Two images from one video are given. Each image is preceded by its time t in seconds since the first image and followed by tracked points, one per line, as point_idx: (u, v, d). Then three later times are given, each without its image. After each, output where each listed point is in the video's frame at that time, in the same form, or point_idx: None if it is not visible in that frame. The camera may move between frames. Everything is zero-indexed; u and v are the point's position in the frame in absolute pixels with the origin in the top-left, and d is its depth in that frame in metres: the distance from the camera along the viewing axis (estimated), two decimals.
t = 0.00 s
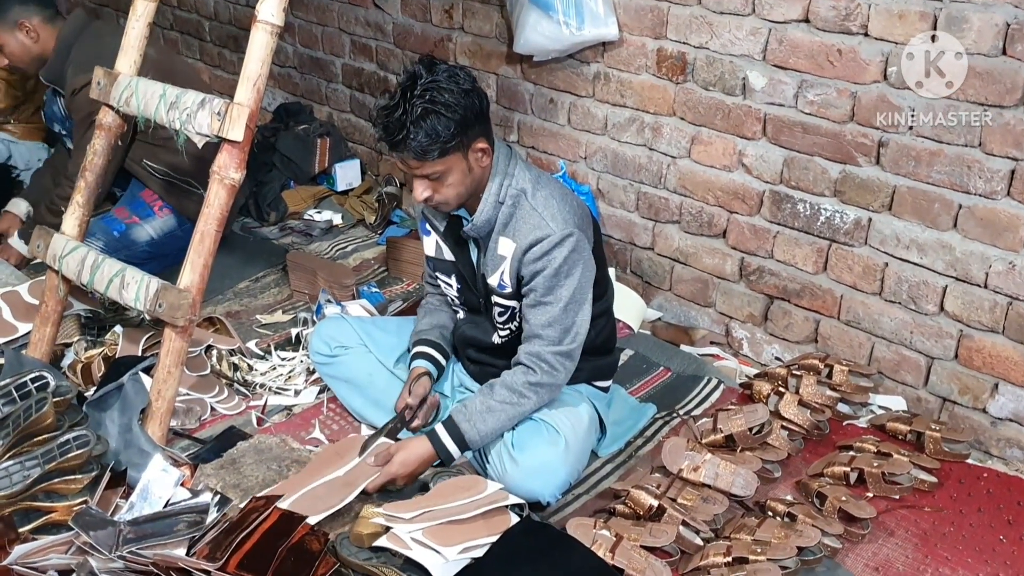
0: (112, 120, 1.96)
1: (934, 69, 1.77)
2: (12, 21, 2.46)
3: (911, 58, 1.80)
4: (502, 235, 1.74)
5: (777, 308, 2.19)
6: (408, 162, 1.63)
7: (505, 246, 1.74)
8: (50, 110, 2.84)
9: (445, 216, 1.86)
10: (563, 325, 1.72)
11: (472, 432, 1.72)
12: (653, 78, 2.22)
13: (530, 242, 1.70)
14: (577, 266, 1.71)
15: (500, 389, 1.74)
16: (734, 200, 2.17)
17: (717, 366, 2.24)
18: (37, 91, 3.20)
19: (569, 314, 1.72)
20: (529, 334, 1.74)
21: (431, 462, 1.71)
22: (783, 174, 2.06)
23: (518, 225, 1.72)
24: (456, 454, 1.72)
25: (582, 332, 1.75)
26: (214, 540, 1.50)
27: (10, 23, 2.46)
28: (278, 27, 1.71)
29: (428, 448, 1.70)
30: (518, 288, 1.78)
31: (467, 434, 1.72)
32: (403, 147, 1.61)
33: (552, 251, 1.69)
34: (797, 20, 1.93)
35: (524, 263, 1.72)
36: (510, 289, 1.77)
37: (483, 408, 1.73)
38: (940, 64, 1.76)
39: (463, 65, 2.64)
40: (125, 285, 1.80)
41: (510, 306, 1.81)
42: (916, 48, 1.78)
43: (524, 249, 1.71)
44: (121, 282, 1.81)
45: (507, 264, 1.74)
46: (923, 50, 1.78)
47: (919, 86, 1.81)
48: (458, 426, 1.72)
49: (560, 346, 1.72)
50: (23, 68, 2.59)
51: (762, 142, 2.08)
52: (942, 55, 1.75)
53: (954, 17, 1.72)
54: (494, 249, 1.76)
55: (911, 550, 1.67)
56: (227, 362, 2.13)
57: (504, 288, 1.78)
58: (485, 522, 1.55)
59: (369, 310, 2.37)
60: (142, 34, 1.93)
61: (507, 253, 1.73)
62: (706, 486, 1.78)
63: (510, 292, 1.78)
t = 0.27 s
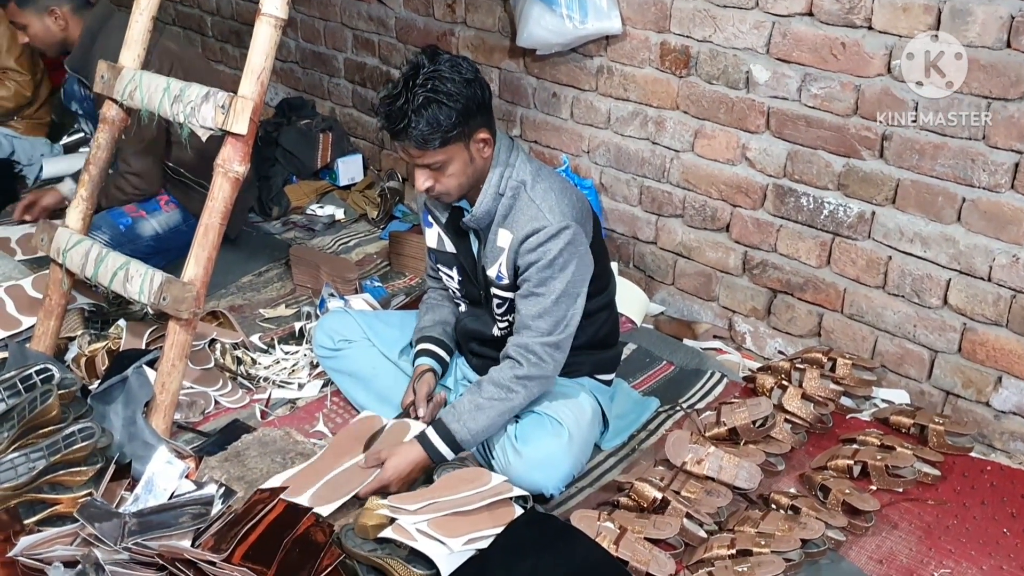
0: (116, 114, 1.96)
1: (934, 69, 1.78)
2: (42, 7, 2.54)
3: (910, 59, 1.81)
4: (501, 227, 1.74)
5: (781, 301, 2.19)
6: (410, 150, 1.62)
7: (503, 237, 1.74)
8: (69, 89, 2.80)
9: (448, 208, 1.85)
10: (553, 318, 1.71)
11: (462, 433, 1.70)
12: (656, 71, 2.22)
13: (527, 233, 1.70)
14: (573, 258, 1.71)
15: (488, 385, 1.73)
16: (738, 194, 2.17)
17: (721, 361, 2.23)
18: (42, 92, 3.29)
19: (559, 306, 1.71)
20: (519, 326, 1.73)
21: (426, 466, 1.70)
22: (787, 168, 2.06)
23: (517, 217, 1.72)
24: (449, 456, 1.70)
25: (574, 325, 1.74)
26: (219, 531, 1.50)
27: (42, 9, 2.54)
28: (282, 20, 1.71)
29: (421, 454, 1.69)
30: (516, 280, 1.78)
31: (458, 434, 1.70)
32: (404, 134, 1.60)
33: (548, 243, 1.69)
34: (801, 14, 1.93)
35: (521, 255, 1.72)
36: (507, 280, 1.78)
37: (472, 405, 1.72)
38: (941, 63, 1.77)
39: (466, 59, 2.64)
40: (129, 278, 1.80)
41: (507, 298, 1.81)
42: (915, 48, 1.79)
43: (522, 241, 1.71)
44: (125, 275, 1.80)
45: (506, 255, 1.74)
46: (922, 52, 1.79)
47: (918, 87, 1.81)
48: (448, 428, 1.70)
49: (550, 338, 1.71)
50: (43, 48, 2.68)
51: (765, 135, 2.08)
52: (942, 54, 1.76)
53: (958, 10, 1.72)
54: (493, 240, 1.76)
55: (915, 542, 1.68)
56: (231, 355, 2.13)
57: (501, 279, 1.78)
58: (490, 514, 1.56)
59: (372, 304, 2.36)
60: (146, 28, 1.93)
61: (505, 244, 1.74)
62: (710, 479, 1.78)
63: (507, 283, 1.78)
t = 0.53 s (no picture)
0: (119, 112, 1.96)
1: (934, 68, 1.79)
2: None
3: (910, 59, 1.81)
4: (503, 224, 1.75)
5: (782, 299, 2.19)
6: (407, 148, 1.64)
7: (506, 234, 1.74)
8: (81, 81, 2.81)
9: (448, 206, 1.85)
10: (566, 314, 1.72)
11: (476, 421, 1.73)
12: (657, 70, 2.23)
13: (529, 230, 1.71)
14: (579, 253, 1.71)
15: (504, 376, 1.76)
16: (739, 192, 2.18)
17: (722, 358, 2.24)
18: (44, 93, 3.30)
19: (571, 302, 1.72)
20: (532, 323, 1.74)
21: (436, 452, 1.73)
22: (788, 166, 2.07)
23: (519, 214, 1.73)
24: (462, 444, 1.74)
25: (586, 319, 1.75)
26: (222, 528, 1.50)
27: None
28: (285, 18, 1.72)
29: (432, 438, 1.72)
30: (520, 276, 1.78)
31: (472, 424, 1.73)
32: (400, 133, 1.61)
33: (552, 239, 1.69)
34: (801, 12, 1.94)
35: (525, 252, 1.72)
36: (512, 277, 1.78)
37: (488, 396, 1.75)
38: (940, 64, 1.78)
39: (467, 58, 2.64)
40: (133, 276, 1.80)
41: (512, 294, 1.81)
42: (915, 48, 1.80)
43: (525, 237, 1.72)
44: (128, 273, 1.81)
45: (508, 252, 1.75)
46: (922, 51, 1.79)
47: (918, 86, 1.82)
48: (462, 414, 1.73)
49: (564, 334, 1.73)
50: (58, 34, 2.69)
51: (766, 134, 2.09)
52: (941, 55, 1.77)
53: (958, 9, 1.73)
54: (495, 238, 1.76)
55: (916, 539, 1.68)
56: (233, 353, 2.14)
57: (505, 276, 1.78)
58: (494, 510, 1.56)
59: (374, 302, 2.37)
60: (149, 27, 1.94)
61: (508, 241, 1.74)
62: (712, 476, 1.78)
63: (512, 280, 1.79)
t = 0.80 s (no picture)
0: (122, 111, 1.97)
1: (934, 67, 1.79)
2: None
3: (910, 59, 1.82)
4: (507, 221, 1.75)
5: (783, 297, 2.19)
6: (408, 144, 1.64)
7: (511, 231, 1.75)
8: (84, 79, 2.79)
9: (451, 204, 1.86)
10: (576, 308, 1.73)
11: (485, 413, 1.74)
12: (658, 68, 2.23)
13: (535, 225, 1.71)
14: (587, 248, 1.72)
15: (514, 369, 1.77)
16: (740, 190, 2.18)
17: (723, 356, 2.25)
18: (44, 89, 3.29)
19: (581, 297, 1.73)
20: (542, 317, 1.75)
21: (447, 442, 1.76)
22: (789, 164, 2.07)
23: (523, 210, 1.73)
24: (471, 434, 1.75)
25: (597, 314, 1.75)
26: (225, 526, 1.52)
27: None
28: (287, 17, 1.72)
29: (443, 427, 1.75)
30: (526, 272, 1.79)
31: (481, 415, 1.74)
32: (401, 128, 1.62)
33: (559, 235, 1.69)
34: (802, 10, 1.94)
35: (531, 248, 1.73)
36: (516, 274, 1.78)
37: (499, 388, 1.75)
38: (939, 64, 1.78)
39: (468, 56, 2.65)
40: (135, 275, 1.81)
41: (517, 291, 1.82)
42: (915, 48, 1.80)
43: (531, 233, 1.72)
44: (131, 272, 1.81)
45: (513, 248, 1.75)
46: (922, 51, 1.80)
47: (918, 86, 1.82)
48: (472, 406, 1.74)
49: (575, 329, 1.74)
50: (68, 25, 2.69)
51: (768, 132, 2.09)
52: (941, 54, 1.77)
53: (959, 7, 1.73)
54: (499, 234, 1.77)
55: (917, 536, 1.69)
56: (235, 351, 2.13)
57: (510, 272, 1.79)
58: (496, 508, 1.57)
59: (376, 301, 2.37)
60: (151, 26, 1.94)
61: (513, 238, 1.74)
62: (713, 474, 1.79)
63: (517, 276, 1.79)
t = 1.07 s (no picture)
0: (122, 111, 1.97)
1: (934, 67, 1.79)
2: None
3: (910, 59, 1.82)
4: (508, 220, 1.75)
5: (784, 296, 2.19)
6: (409, 143, 1.64)
7: (512, 230, 1.74)
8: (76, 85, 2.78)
9: (452, 203, 1.86)
10: (580, 307, 1.72)
11: (490, 413, 1.74)
12: (660, 67, 2.22)
13: (537, 224, 1.71)
14: (589, 246, 1.72)
15: (520, 368, 1.76)
16: (742, 189, 2.18)
17: (725, 355, 2.25)
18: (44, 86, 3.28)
19: (585, 296, 1.72)
20: (546, 316, 1.74)
21: (452, 442, 1.75)
22: (790, 163, 2.07)
23: (524, 209, 1.73)
24: (474, 433, 1.74)
25: (600, 313, 1.75)
26: (227, 526, 1.52)
27: None
28: (288, 17, 1.72)
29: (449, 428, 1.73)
30: (527, 271, 1.78)
31: (487, 415, 1.73)
32: (402, 127, 1.62)
33: (561, 233, 1.69)
34: (804, 9, 1.94)
35: (533, 247, 1.72)
36: (518, 273, 1.78)
37: (505, 388, 1.75)
38: (939, 65, 1.78)
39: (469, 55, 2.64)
40: (136, 275, 1.81)
41: (519, 290, 1.81)
42: (915, 48, 1.80)
43: (533, 232, 1.72)
44: (132, 271, 1.81)
45: (515, 247, 1.74)
46: (922, 51, 1.80)
47: (918, 86, 1.82)
48: (477, 406, 1.74)
49: (579, 328, 1.74)
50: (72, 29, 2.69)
51: (769, 131, 2.09)
52: (942, 54, 1.77)
53: (960, 6, 1.72)
54: (500, 233, 1.76)
55: (919, 536, 1.68)
56: (236, 351, 2.13)
57: (512, 272, 1.78)
58: (497, 507, 1.57)
59: (377, 300, 2.37)
60: (152, 25, 1.94)
61: (514, 237, 1.74)
62: (714, 473, 1.79)
63: (518, 275, 1.78)
